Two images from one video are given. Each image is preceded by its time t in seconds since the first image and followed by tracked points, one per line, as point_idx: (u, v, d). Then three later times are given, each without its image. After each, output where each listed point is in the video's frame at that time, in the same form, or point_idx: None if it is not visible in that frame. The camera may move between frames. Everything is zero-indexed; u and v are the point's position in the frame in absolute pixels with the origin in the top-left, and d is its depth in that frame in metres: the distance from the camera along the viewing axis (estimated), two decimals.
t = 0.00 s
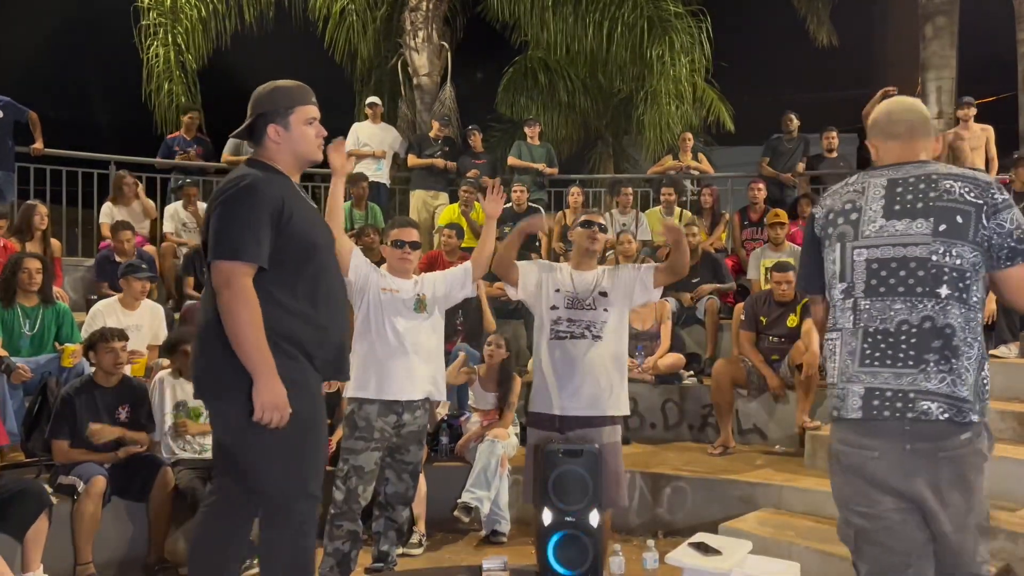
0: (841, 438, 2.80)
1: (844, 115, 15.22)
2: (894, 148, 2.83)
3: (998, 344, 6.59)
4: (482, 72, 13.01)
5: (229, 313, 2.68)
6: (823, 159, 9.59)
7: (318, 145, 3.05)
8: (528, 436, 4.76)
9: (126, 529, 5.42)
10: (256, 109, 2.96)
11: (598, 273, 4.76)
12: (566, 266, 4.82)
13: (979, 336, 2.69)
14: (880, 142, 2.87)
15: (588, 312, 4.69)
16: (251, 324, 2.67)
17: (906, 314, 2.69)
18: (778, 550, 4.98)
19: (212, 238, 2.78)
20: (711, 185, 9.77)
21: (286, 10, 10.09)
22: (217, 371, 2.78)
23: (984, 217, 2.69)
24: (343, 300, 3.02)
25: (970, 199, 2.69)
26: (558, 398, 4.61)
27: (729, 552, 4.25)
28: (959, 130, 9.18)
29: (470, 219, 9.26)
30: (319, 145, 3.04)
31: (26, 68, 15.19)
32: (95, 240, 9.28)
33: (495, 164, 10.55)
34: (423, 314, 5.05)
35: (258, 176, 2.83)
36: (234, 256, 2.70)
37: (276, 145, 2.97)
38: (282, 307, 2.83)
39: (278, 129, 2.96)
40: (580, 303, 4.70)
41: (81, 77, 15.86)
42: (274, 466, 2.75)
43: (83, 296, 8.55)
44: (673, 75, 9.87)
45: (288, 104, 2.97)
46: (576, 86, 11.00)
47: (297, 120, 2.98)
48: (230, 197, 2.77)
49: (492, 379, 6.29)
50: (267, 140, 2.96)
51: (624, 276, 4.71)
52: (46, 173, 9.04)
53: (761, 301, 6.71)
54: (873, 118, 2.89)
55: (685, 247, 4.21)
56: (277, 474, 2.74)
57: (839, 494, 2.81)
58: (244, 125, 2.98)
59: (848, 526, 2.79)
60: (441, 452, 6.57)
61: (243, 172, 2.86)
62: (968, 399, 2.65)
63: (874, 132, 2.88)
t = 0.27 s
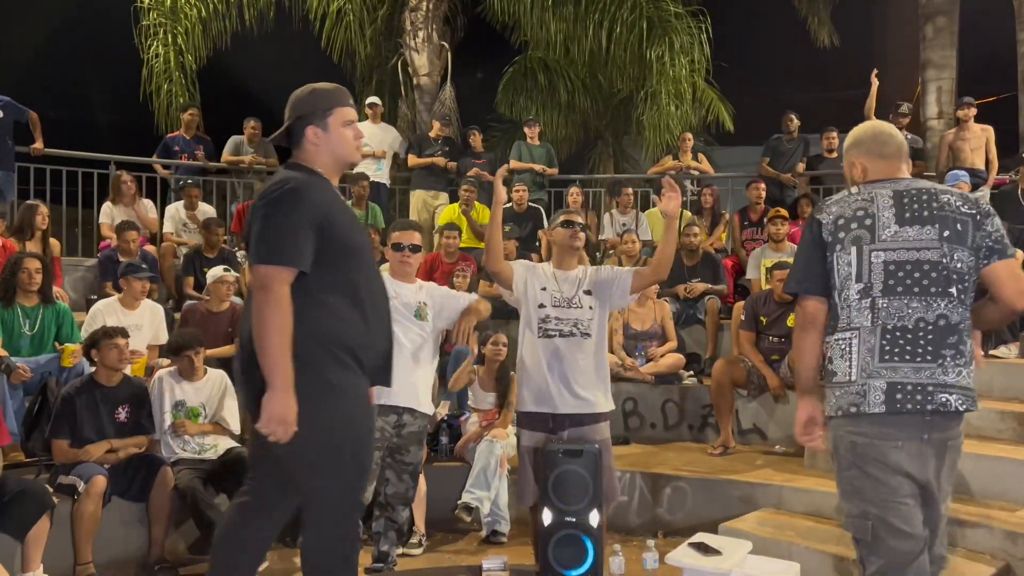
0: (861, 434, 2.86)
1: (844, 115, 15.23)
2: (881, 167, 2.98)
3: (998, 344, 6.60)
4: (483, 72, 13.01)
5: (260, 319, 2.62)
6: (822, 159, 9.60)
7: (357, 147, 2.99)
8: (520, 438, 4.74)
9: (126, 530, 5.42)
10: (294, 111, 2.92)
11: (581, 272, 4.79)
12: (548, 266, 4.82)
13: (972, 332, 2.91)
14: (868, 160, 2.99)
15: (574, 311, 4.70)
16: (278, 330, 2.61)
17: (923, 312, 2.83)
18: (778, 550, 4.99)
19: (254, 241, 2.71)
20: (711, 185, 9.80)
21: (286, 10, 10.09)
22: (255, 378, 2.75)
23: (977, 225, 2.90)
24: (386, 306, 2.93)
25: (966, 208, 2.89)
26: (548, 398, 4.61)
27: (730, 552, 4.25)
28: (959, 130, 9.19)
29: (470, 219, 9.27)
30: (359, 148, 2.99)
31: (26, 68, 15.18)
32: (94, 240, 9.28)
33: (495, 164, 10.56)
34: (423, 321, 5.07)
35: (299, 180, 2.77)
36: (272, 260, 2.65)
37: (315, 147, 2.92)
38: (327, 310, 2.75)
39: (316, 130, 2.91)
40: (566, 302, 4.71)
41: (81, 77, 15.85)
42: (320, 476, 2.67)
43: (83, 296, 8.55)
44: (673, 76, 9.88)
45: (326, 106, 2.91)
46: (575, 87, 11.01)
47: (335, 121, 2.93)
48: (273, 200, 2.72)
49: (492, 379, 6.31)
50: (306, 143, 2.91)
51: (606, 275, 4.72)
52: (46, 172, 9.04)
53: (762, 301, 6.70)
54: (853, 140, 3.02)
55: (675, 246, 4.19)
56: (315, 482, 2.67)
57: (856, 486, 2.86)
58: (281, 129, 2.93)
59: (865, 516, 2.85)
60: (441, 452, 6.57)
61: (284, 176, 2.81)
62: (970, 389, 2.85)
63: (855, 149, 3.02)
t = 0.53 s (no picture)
0: (848, 412, 2.95)
1: (844, 115, 15.22)
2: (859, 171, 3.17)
3: (998, 344, 6.58)
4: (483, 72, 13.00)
5: (374, 321, 2.72)
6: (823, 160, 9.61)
7: (408, 144, 3.04)
8: (514, 439, 4.73)
9: (127, 529, 5.42)
10: (349, 106, 2.96)
11: (567, 274, 4.82)
12: (535, 268, 4.82)
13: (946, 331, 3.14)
14: (853, 160, 3.17)
15: (564, 312, 4.73)
16: (396, 334, 2.72)
17: (921, 305, 3.00)
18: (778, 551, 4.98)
19: (342, 234, 2.77)
20: (711, 185, 9.82)
21: (286, 9, 10.08)
22: (333, 380, 2.79)
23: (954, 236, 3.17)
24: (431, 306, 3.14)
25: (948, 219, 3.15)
26: (542, 399, 4.63)
27: (729, 551, 4.25)
28: (959, 130, 9.17)
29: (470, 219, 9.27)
30: (409, 144, 3.04)
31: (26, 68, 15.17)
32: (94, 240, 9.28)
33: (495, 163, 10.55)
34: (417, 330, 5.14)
35: (376, 180, 2.86)
36: (372, 263, 2.73)
37: (369, 142, 2.96)
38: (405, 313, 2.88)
39: (372, 126, 2.96)
40: (556, 303, 4.73)
41: (81, 77, 15.84)
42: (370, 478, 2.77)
43: (83, 296, 8.55)
44: (673, 76, 9.89)
45: (380, 103, 2.98)
46: (575, 87, 11.00)
47: (388, 118, 2.98)
48: (358, 199, 2.78)
49: (492, 379, 6.32)
50: (360, 137, 2.96)
51: (593, 274, 4.76)
52: (46, 172, 9.03)
53: (762, 300, 6.61)
54: (838, 137, 3.20)
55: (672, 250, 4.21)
56: (375, 484, 2.77)
57: (828, 461, 2.94)
58: (334, 125, 2.97)
59: (836, 494, 2.93)
60: (441, 452, 6.57)
61: (351, 173, 2.85)
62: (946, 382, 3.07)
63: (840, 148, 3.19)
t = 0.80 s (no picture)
0: (841, 411, 2.95)
1: (844, 115, 15.23)
2: (817, 172, 3.16)
3: (998, 344, 6.58)
4: (483, 72, 13.00)
5: (474, 308, 2.73)
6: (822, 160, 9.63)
7: (442, 144, 3.00)
8: (513, 438, 4.72)
9: (127, 529, 5.42)
10: (384, 105, 2.92)
11: (563, 273, 4.82)
12: (531, 268, 4.82)
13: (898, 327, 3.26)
14: (815, 159, 3.14)
15: (562, 312, 4.72)
16: (502, 320, 2.74)
17: (897, 303, 3.06)
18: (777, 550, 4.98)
19: (413, 221, 2.75)
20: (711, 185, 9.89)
21: (286, 9, 10.05)
22: (399, 372, 2.74)
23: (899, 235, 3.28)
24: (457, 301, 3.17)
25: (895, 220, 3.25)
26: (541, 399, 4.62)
27: (729, 551, 4.25)
28: (960, 130, 9.17)
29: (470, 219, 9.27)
30: (445, 144, 3.00)
31: (26, 69, 15.18)
32: (95, 240, 9.27)
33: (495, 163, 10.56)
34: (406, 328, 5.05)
35: (420, 179, 2.84)
36: (448, 259, 2.72)
37: (406, 142, 2.92)
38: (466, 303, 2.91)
39: (409, 125, 2.92)
40: (554, 303, 4.72)
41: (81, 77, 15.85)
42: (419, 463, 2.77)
43: (83, 296, 8.55)
44: (672, 77, 9.89)
45: (418, 102, 2.93)
46: (575, 87, 11.00)
47: (425, 117, 2.94)
48: (415, 198, 2.76)
49: (491, 378, 6.36)
50: (397, 136, 2.92)
51: (588, 273, 4.78)
52: (46, 173, 9.03)
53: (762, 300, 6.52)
54: (796, 139, 3.15)
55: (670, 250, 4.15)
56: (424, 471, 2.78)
57: (820, 458, 2.94)
58: (370, 124, 2.93)
59: (822, 492, 2.94)
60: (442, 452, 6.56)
61: (392, 174, 2.83)
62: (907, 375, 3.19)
63: (799, 145, 3.15)
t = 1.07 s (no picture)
0: (794, 411, 3.20)
1: (844, 115, 15.23)
2: (772, 172, 3.34)
3: (998, 344, 6.58)
4: (484, 71, 13.00)
5: (466, 307, 2.75)
6: (823, 160, 9.64)
7: (461, 144, 3.03)
8: (514, 438, 4.74)
9: (127, 529, 5.43)
10: (402, 109, 2.96)
11: (564, 274, 4.79)
12: (532, 270, 4.83)
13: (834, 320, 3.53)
14: (771, 158, 3.32)
15: (563, 315, 4.72)
16: (497, 318, 2.77)
17: (842, 304, 3.32)
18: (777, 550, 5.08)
19: (418, 224, 2.80)
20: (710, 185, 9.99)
21: (286, 10, 10.04)
22: (411, 365, 2.79)
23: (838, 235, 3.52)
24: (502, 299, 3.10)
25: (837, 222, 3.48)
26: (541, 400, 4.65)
27: (729, 551, 4.26)
28: (960, 129, 9.17)
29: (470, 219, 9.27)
30: (463, 145, 3.03)
31: (26, 69, 15.18)
32: (95, 240, 9.27)
33: (496, 163, 10.56)
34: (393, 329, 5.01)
35: (431, 180, 2.88)
36: (448, 259, 2.75)
37: (424, 145, 2.97)
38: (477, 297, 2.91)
39: (426, 128, 2.96)
40: (555, 305, 4.72)
41: (81, 77, 15.85)
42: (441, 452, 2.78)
43: (83, 296, 8.55)
44: (673, 77, 9.89)
45: (433, 104, 2.96)
46: (575, 87, 10.99)
47: (441, 120, 2.97)
48: (422, 198, 2.82)
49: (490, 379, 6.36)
50: (415, 140, 2.97)
51: (590, 274, 4.72)
52: (46, 172, 9.03)
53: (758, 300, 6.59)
54: (754, 139, 3.33)
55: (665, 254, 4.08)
56: (445, 462, 2.79)
57: (775, 456, 3.19)
58: (388, 129, 2.98)
59: (775, 488, 3.19)
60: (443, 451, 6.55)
61: (407, 177, 2.89)
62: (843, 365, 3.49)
63: (755, 147, 3.32)
